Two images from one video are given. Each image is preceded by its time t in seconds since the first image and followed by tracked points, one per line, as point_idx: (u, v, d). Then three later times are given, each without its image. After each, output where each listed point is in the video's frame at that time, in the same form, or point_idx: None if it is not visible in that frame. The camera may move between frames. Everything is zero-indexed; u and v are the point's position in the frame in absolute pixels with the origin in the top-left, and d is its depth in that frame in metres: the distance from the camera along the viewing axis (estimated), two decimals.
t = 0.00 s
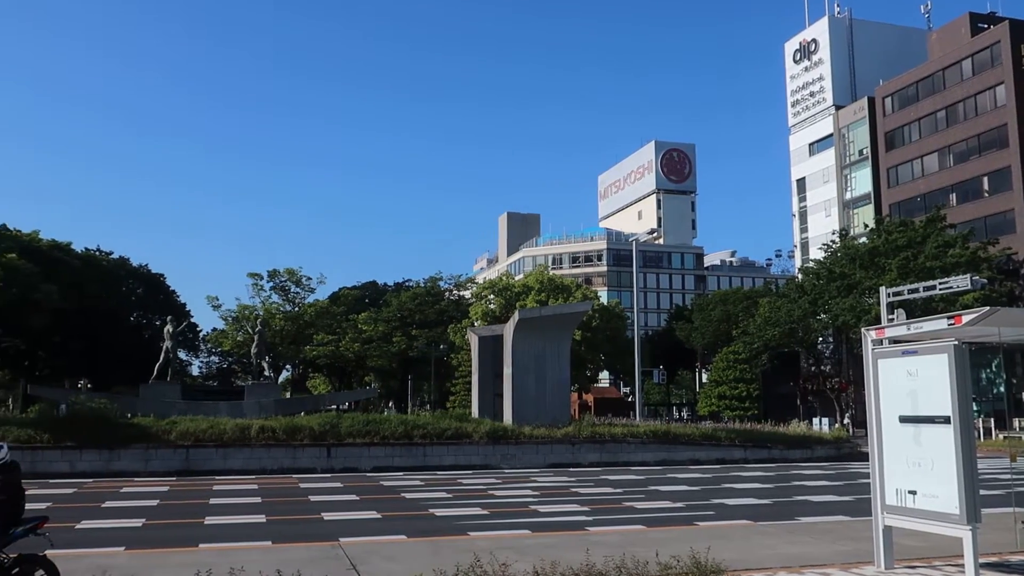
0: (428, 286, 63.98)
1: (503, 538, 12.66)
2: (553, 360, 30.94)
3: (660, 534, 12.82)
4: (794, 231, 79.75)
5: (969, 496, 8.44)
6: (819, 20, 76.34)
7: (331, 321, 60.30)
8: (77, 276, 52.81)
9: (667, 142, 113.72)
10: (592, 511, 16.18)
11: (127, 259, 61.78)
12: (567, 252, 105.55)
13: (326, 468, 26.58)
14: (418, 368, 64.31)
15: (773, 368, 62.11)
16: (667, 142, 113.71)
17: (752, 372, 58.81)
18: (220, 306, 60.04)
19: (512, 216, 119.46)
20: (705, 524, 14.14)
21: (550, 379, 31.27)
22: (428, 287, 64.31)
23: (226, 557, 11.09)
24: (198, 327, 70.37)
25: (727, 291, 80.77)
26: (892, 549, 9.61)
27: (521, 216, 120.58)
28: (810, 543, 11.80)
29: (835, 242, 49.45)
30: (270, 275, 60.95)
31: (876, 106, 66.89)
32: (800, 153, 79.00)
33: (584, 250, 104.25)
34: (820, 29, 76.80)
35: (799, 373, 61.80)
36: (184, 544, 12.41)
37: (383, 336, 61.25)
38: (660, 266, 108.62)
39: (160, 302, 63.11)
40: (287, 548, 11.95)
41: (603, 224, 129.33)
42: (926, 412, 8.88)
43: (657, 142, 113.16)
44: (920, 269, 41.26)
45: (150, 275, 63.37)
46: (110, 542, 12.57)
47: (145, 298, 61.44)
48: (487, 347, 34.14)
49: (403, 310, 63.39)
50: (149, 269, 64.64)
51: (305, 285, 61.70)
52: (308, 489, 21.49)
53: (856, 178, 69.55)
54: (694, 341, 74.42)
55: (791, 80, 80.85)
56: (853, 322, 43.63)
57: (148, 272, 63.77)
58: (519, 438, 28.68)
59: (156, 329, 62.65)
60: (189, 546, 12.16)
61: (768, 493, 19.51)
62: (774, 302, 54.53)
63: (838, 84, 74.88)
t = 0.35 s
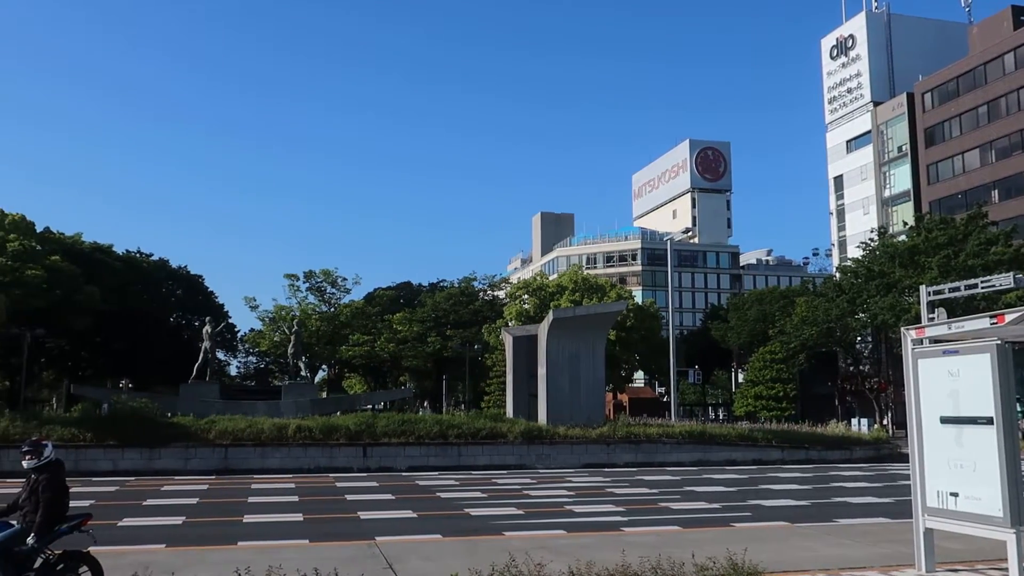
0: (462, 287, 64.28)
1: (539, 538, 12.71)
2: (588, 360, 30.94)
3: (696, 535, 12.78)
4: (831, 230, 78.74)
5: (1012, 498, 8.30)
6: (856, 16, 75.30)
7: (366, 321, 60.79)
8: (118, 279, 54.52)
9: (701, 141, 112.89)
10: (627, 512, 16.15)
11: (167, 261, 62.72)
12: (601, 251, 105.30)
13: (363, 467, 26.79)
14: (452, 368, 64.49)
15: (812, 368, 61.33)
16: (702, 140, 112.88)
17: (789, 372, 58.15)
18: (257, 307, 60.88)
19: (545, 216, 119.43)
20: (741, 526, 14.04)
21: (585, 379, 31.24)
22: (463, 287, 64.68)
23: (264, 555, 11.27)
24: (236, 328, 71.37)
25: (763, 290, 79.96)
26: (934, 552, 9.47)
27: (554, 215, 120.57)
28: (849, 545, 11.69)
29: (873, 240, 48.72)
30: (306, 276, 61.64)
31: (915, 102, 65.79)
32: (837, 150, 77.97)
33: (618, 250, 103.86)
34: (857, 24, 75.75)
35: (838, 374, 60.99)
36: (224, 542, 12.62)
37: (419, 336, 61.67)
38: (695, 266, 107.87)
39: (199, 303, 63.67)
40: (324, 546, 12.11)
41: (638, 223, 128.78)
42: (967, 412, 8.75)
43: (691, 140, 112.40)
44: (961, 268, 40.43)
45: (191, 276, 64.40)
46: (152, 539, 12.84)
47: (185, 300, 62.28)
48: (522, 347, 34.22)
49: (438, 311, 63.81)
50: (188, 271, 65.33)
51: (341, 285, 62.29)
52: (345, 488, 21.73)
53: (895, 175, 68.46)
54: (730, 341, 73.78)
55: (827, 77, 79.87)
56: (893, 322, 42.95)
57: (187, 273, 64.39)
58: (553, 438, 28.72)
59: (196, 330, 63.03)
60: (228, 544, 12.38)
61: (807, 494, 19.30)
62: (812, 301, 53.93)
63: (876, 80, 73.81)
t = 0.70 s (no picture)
0: (498, 288, 64.46)
1: (577, 539, 12.71)
2: (625, 360, 30.85)
3: (736, 537, 12.69)
4: (873, 228, 77.48)
5: None
6: (897, 10, 74.06)
7: (403, 322, 61.22)
8: (159, 281, 55.83)
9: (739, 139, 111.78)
10: (665, 514, 16.07)
11: (208, 264, 63.45)
12: (638, 251, 104.82)
13: (401, 467, 26.99)
14: (489, 368, 64.53)
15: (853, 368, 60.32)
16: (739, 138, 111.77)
17: (830, 372, 57.27)
18: (296, 308, 61.65)
19: (582, 216, 119.17)
20: (781, 528, 13.87)
21: (622, 380, 31.14)
22: (499, 288, 64.82)
23: (303, 553, 11.43)
24: (276, 329, 72.25)
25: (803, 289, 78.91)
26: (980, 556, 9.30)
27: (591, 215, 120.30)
28: (892, 549, 11.52)
29: (916, 238, 47.85)
30: (344, 278, 62.23)
31: (959, 97, 64.46)
32: (878, 147, 76.74)
33: (655, 250, 103.30)
34: (898, 19, 74.48)
35: (881, 374, 60.01)
36: (265, 541, 12.82)
37: (456, 337, 61.97)
38: (733, 265, 106.87)
39: (240, 305, 64.18)
40: (363, 545, 12.23)
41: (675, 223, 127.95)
42: (1014, 413, 8.57)
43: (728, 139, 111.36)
44: (1008, 265, 39.45)
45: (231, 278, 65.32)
46: (195, 538, 13.08)
47: (226, 301, 63.00)
48: (558, 347, 34.20)
49: (474, 312, 64.08)
50: (229, 273, 65.87)
51: (379, 286, 62.78)
52: (383, 488, 21.92)
53: (938, 172, 67.16)
54: (769, 341, 72.89)
55: (868, 72, 78.63)
56: (937, 321, 42.12)
57: (228, 276, 64.93)
58: (591, 438, 28.67)
59: (236, 331, 63.59)
60: (269, 543, 12.57)
61: (848, 495, 19.04)
62: (853, 300, 53.15)
63: (918, 75, 72.49)
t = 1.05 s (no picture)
0: (531, 288, 64.53)
1: (611, 539, 12.71)
2: (659, 360, 30.77)
3: (773, 538, 12.61)
4: (911, 226, 76.29)
5: None
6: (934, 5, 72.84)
7: (437, 323, 61.63)
8: (197, 283, 56.80)
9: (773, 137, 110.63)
10: (700, 515, 15.97)
11: (244, 266, 64.18)
12: (672, 251, 104.24)
13: (435, 467, 27.15)
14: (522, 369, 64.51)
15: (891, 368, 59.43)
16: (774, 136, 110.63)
17: (868, 372, 56.44)
18: (330, 309, 62.26)
19: (614, 216, 118.74)
20: (818, 530, 13.73)
21: (656, 380, 31.04)
22: (532, 288, 64.83)
23: (339, 553, 11.56)
24: (311, 330, 72.94)
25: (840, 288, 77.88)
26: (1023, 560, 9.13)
27: (624, 215, 119.77)
28: (933, 552, 11.34)
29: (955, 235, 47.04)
30: (378, 279, 62.68)
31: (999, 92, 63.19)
32: (916, 143, 75.53)
33: (689, 249, 102.63)
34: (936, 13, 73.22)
35: (920, 374, 59.07)
36: (301, 540, 13.00)
37: (489, 338, 62.10)
38: (768, 264, 105.81)
39: (275, 306, 64.83)
40: (398, 545, 12.35)
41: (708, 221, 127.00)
42: None
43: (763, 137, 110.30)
44: None
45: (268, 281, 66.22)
46: (232, 537, 13.30)
47: (262, 303, 63.64)
48: (591, 348, 34.20)
49: (507, 312, 64.36)
50: (265, 275, 66.55)
51: (412, 287, 63.15)
52: (418, 488, 22.07)
53: (978, 168, 65.92)
54: (806, 341, 72.03)
55: (905, 68, 77.43)
56: (977, 320, 41.33)
57: (263, 278, 65.60)
58: (625, 439, 28.62)
59: (272, 332, 64.35)
60: (306, 542, 12.73)
61: (887, 497, 18.77)
62: (891, 299, 52.38)
63: (957, 70, 71.20)
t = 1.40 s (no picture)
0: (563, 287, 64.50)
1: (645, 539, 12.65)
2: (693, 360, 30.56)
3: (809, 539, 12.48)
4: (950, 223, 74.95)
5: None
6: None
7: (469, 323, 62.04)
8: (232, 284, 57.44)
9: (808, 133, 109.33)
10: (735, 515, 15.84)
11: (278, 267, 64.83)
12: (705, 250, 103.48)
13: (468, 467, 27.21)
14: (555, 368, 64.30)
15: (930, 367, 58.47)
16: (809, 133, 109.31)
17: (906, 372, 55.59)
18: (363, 310, 62.72)
19: (647, 215, 118.08)
20: (856, 531, 13.55)
21: (690, 380, 30.81)
22: (565, 288, 64.65)
23: (373, 552, 11.64)
24: (344, 330, 73.54)
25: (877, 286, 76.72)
26: None
27: (656, 214, 119.12)
28: (974, 554, 11.14)
29: (996, 232, 46.19)
30: (411, 279, 63.00)
31: None
32: (955, 139, 74.20)
33: (722, 248, 101.82)
34: (975, 6, 71.85)
35: (960, 373, 57.95)
36: (336, 539, 13.13)
37: (521, 337, 62.08)
38: (803, 263, 104.61)
39: (310, 307, 65.36)
40: (432, 544, 12.42)
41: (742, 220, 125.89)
42: None
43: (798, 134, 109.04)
44: None
45: (303, 281, 66.71)
46: (269, 535, 13.46)
47: (296, 303, 64.18)
48: (624, 347, 34.07)
49: (540, 312, 64.19)
50: (299, 276, 67.18)
51: (445, 288, 63.43)
52: (451, 488, 22.15)
53: (1019, 164, 64.56)
54: (842, 340, 71.11)
55: (943, 63, 76.08)
56: (1019, 318, 40.50)
57: (297, 278, 66.19)
58: (658, 439, 28.48)
59: (306, 332, 65.01)
60: (341, 541, 12.86)
61: (926, 498, 18.46)
62: (929, 298, 51.51)
63: (997, 64, 69.79)
